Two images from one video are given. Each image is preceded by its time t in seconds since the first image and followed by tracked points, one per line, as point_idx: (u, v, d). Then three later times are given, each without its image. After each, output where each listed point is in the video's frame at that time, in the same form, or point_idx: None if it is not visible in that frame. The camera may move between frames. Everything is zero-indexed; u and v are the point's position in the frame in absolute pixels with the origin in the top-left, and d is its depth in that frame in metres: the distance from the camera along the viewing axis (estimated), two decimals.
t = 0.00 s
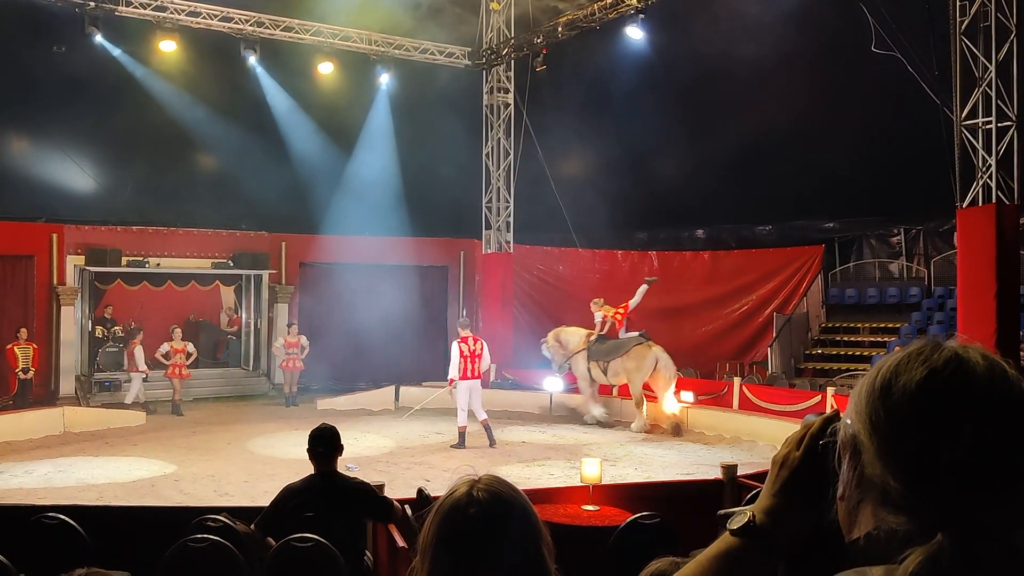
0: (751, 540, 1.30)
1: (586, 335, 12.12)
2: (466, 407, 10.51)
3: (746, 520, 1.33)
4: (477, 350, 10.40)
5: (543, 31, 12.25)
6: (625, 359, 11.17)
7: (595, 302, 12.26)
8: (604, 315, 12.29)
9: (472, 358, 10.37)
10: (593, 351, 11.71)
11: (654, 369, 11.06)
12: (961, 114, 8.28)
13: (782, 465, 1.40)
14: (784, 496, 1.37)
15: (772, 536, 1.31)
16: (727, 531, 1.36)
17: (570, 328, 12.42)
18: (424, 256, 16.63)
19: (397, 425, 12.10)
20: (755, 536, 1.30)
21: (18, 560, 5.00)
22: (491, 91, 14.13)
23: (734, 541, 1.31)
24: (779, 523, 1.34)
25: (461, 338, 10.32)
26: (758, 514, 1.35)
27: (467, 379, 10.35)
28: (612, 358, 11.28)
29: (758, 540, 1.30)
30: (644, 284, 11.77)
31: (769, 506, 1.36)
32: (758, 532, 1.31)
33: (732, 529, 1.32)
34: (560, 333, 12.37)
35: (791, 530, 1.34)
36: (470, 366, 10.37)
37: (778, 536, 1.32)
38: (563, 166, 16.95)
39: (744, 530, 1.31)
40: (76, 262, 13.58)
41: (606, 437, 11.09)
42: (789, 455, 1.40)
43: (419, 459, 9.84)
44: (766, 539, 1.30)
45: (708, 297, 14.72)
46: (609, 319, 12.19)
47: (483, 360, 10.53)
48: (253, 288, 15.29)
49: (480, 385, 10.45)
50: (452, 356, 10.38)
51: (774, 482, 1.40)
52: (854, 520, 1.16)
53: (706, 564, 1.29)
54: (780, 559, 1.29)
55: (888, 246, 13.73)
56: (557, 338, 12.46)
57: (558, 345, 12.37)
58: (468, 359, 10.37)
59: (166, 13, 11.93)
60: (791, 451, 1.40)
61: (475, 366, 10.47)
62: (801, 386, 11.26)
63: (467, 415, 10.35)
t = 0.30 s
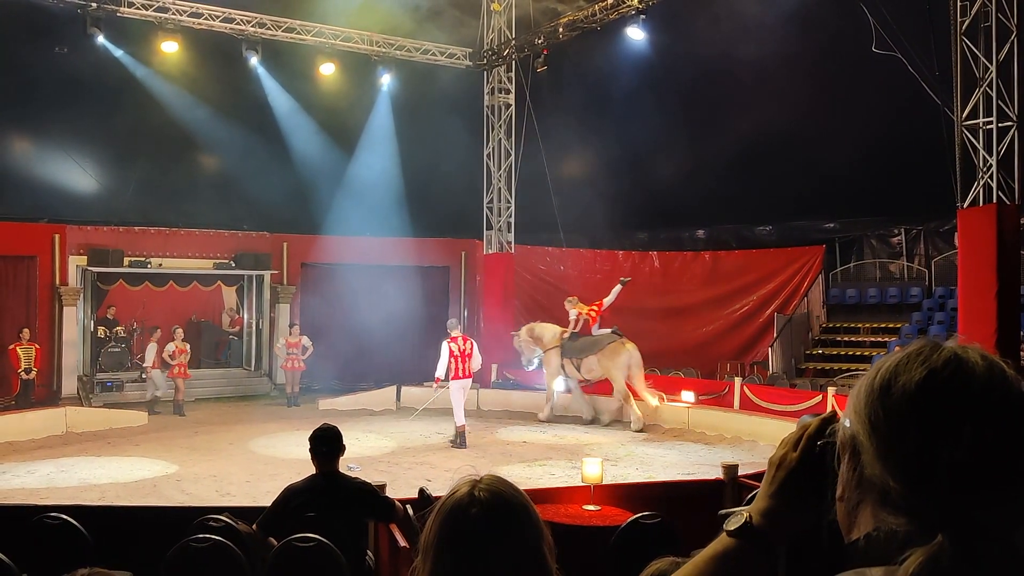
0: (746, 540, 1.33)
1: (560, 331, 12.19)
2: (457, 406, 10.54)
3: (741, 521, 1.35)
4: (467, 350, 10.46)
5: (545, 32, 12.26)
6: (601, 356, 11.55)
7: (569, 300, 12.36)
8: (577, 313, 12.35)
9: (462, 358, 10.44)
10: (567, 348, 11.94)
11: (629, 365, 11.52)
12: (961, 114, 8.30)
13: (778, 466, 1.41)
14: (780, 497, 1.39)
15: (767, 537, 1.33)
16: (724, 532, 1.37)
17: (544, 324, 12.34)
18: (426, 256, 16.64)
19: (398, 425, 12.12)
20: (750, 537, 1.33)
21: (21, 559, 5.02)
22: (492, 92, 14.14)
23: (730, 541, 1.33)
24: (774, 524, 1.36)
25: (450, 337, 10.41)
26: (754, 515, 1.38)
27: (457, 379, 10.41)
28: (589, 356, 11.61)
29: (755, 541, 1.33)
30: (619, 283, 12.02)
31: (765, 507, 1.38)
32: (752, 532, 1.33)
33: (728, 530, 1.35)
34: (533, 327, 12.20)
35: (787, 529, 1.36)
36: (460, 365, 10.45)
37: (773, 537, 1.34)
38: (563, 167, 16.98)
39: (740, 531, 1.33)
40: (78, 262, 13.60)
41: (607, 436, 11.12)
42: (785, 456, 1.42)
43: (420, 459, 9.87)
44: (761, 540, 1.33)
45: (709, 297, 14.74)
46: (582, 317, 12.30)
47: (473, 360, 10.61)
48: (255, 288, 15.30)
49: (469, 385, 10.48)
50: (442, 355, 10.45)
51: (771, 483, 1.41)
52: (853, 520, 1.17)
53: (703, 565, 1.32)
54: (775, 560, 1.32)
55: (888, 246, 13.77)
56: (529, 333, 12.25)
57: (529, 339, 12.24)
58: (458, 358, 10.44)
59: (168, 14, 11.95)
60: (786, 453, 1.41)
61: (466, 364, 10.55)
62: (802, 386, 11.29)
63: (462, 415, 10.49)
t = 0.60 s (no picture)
0: (743, 540, 1.31)
1: (533, 331, 12.29)
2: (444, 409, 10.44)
3: (738, 520, 1.34)
4: (457, 352, 10.52)
5: (546, 32, 12.26)
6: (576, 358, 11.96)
7: (541, 299, 12.42)
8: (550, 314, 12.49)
9: (452, 360, 10.47)
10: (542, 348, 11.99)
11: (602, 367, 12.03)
12: (963, 114, 8.28)
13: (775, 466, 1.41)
14: (777, 496, 1.38)
15: (764, 536, 1.32)
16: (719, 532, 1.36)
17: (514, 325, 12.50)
18: (427, 256, 16.62)
19: (399, 426, 12.13)
20: (747, 537, 1.31)
21: (21, 560, 5.02)
22: (493, 92, 14.13)
23: (727, 540, 1.31)
24: (770, 525, 1.35)
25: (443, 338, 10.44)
26: (750, 515, 1.36)
27: (446, 380, 10.39)
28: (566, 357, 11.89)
29: (750, 541, 1.31)
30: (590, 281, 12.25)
31: (761, 507, 1.37)
32: (750, 532, 1.31)
33: (725, 530, 1.33)
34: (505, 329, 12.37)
35: (783, 530, 1.35)
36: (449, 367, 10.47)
37: (771, 536, 1.32)
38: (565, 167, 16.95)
39: (737, 530, 1.31)
40: (79, 262, 13.59)
41: (609, 437, 11.12)
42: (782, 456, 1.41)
43: (421, 459, 9.87)
44: (758, 539, 1.31)
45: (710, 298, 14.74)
46: (554, 317, 12.45)
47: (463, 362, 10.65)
48: (256, 289, 15.30)
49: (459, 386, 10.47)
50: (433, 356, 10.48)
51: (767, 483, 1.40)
52: (853, 521, 1.17)
53: (700, 565, 1.29)
54: (772, 561, 1.30)
55: (890, 246, 13.76)
56: (500, 334, 12.48)
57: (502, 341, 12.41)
58: (448, 360, 10.47)
59: (169, 14, 11.95)
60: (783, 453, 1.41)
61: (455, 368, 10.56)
62: (804, 386, 11.29)
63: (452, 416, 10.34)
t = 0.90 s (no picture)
0: (734, 538, 1.32)
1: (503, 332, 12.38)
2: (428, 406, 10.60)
3: (729, 519, 1.35)
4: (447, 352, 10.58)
5: (547, 32, 12.25)
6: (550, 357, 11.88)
7: (511, 299, 12.64)
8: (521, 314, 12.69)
9: (442, 359, 10.53)
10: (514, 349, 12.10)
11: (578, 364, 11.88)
12: (964, 115, 8.28)
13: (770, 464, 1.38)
14: (771, 493, 1.37)
15: (755, 536, 1.33)
16: (712, 530, 1.36)
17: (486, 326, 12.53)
18: (429, 257, 16.61)
19: (400, 425, 12.14)
20: (738, 537, 1.32)
21: (23, 560, 5.02)
22: (494, 92, 14.14)
23: (717, 541, 1.33)
24: (763, 523, 1.35)
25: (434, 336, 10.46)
26: (742, 513, 1.36)
27: (434, 378, 10.51)
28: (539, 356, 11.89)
29: (743, 540, 1.32)
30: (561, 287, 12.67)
31: (754, 503, 1.37)
32: (741, 532, 1.32)
33: (717, 528, 1.34)
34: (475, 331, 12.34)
35: (776, 530, 1.35)
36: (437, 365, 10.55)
37: (763, 536, 1.33)
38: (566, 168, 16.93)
39: (729, 531, 1.32)
40: (81, 262, 13.59)
41: (609, 437, 11.12)
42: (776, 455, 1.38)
43: (423, 459, 9.88)
44: (749, 539, 1.32)
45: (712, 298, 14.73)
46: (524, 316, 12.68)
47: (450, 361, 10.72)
48: (258, 289, 15.32)
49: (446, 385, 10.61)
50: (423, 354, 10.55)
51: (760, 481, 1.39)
52: (853, 521, 1.17)
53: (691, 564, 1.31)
54: (762, 559, 1.32)
55: (892, 245, 13.76)
56: (470, 335, 12.43)
57: (472, 342, 12.37)
58: (438, 358, 10.54)
59: (171, 15, 11.96)
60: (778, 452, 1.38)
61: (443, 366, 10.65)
62: (805, 386, 11.30)
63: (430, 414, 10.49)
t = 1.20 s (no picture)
0: (728, 536, 1.29)
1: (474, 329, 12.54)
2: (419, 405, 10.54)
3: (723, 516, 1.31)
4: (437, 352, 10.42)
5: (548, 33, 12.24)
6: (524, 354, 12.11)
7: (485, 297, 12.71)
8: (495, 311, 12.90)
9: (431, 360, 10.41)
10: (485, 346, 12.30)
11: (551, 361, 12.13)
12: (965, 115, 8.28)
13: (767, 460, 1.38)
14: (763, 493, 1.35)
15: (749, 533, 1.30)
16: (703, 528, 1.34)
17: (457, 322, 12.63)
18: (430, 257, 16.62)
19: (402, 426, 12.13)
20: (732, 534, 1.29)
21: (25, 560, 5.02)
22: (495, 93, 14.14)
23: (710, 539, 1.29)
24: (756, 521, 1.32)
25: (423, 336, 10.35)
26: (734, 510, 1.34)
27: (424, 379, 10.40)
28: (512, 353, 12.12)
29: (737, 538, 1.28)
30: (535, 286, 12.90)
31: (746, 501, 1.35)
32: (735, 529, 1.29)
33: (710, 526, 1.31)
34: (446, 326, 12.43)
35: (769, 527, 1.33)
36: (427, 366, 10.43)
37: (757, 534, 1.30)
38: (568, 168, 16.92)
39: (723, 528, 1.29)
40: (82, 263, 13.60)
41: (610, 437, 11.12)
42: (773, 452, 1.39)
43: (424, 460, 9.87)
44: (743, 537, 1.28)
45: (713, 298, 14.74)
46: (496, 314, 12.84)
47: (441, 361, 10.59)
48: (259, 289, 15.35)
49: (436, 386, 10.50)
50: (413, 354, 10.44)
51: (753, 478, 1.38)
52: (853, 522, 1.15)
53: (684, 563, 1.28)
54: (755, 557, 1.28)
55: (894, 247, 13.74)
56: (441, 330, 12.50)
57: (443, 337, 12.45)
58: (427, 359, 10.41)
59: (173, 15, 11.95)
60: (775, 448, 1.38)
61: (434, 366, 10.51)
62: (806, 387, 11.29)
63: (413, 416, 10.48)
